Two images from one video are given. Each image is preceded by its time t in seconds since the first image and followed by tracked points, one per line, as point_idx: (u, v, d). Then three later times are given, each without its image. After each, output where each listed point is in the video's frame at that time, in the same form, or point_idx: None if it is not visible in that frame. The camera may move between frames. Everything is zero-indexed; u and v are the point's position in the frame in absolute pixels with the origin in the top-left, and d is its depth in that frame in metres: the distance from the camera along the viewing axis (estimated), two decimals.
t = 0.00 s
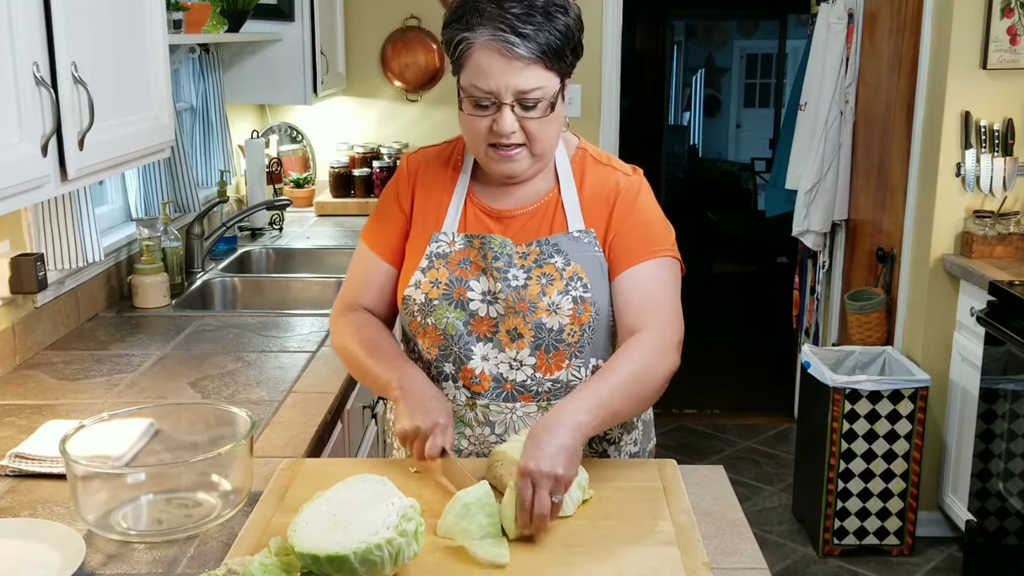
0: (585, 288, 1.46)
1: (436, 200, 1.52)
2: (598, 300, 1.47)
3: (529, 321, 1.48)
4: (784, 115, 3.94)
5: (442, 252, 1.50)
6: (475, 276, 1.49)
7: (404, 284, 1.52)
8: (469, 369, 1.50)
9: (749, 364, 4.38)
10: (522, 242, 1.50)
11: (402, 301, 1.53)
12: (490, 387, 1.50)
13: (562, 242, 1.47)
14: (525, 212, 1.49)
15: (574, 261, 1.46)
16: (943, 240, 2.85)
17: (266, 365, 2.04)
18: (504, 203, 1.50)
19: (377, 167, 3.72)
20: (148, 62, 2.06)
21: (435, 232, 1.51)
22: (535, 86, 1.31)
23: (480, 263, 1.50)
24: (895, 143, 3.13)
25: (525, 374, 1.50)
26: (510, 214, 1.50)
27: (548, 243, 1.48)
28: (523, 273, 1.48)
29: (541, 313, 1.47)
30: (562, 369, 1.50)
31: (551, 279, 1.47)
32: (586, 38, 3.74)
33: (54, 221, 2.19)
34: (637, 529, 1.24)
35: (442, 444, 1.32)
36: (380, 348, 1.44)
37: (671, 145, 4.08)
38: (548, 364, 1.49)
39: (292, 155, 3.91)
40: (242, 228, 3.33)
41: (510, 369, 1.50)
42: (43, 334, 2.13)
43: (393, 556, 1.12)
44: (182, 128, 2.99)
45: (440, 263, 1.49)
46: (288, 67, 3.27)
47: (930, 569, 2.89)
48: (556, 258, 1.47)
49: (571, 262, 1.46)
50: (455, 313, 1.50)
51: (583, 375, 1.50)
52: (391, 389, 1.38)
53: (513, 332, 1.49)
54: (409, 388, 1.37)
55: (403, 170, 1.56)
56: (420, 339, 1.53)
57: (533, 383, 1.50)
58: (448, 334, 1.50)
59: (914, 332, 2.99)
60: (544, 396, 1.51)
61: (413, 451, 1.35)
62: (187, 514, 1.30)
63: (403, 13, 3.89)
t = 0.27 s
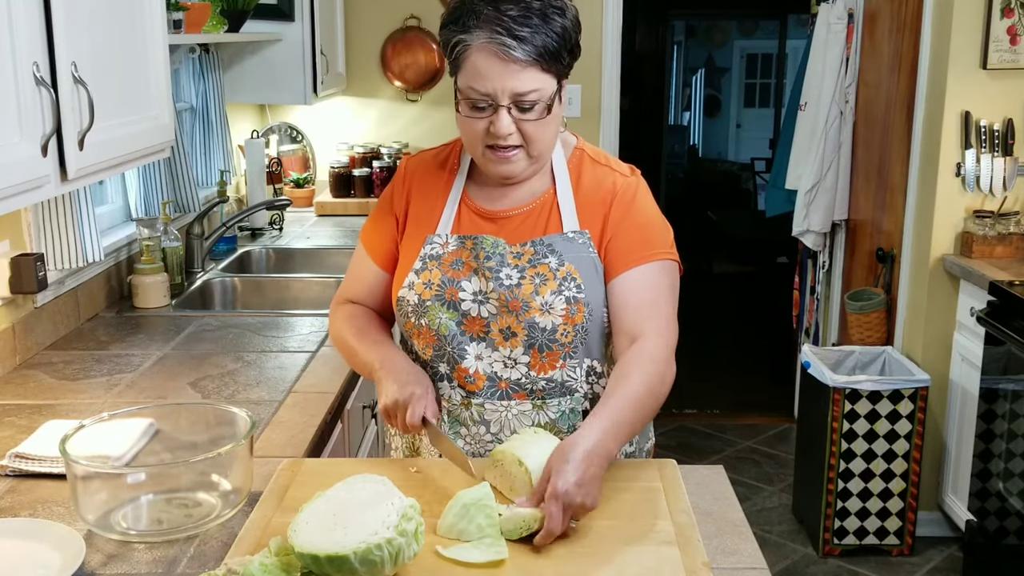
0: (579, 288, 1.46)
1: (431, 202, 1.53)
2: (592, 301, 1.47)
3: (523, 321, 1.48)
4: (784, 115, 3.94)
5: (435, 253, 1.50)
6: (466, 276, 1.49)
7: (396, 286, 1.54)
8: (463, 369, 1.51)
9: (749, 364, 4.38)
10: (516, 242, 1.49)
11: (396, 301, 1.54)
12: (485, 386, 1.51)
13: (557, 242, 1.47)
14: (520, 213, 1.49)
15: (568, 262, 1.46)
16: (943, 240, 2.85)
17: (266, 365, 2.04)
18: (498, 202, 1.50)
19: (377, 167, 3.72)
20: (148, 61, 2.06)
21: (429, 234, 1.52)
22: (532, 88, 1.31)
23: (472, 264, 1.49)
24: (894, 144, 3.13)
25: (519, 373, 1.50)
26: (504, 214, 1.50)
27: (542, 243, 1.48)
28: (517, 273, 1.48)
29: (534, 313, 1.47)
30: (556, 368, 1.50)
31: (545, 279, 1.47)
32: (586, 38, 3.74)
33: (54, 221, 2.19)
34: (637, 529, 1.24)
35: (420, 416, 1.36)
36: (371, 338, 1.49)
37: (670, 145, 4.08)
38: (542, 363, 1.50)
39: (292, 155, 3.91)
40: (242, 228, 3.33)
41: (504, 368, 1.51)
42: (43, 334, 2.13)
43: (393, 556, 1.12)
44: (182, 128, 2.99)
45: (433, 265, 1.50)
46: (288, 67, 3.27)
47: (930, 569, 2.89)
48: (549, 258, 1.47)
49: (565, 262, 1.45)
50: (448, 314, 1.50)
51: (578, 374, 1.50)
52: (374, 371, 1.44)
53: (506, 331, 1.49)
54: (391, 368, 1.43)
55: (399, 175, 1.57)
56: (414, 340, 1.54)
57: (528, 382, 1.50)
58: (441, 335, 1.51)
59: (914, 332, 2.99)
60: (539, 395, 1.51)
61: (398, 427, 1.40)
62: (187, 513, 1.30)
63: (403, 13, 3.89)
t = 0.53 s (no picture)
0: (583, 286, 1.46)
1: (433, 201, 1.53)
2: (595, 299, 1.47)
3: (526, 318, 1.48)
4: (784, 115, 3.94)
5: (437, 252, 1.50)
6: (468, 274, 1.49)
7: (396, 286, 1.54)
8: (464, 367, 1.51)
9: (749, 364, 4.38)
10: (519, 239, 1.49)
11: (397, 300, 1.54)
12: (486, 384, 1.51)
13: (560, 241, 1.47)
14: (522, 210, 1.49)
15: (571, 260, 1.46)
16: (943, 240, 2.85)
17: (266, 365, 2.04)
18: (499, 200, 1.50)
19: (377, 167, 3.72)
20: (148, 61, 2.06)
21: (430, 233, 1.52)
22: (536, 91, 1.31)
23: (474, 262, 1.49)
24: (894, 144, 3.13)
25: (521, 370, 1.50)
26: (506, 212, 1.50)
27: (546, 241, 1.48)
28: (520, 270, 1.47)
29: (538, 310, 1.47)
30: (558, 366, 1.49)
31: (548, 277, 1.47)
32: (586, 38, 3.74)
33: (54, 221, 2.19)
34: (637, 529, 1.24)
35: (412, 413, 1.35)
36: (370, 336, 1.50)
37: (670, 145, 4.08)
38: (544, 361, 1.49)
39: (292, 155, 3.91)
40: (242, 228, 3.33)
41: (506, 366, 1.50)
42: (42, 334, 2.13)
43: (393, 556, 1.12)
44: (182, 128, 2.99)
45: (434, 263, 1.50)
46: (288, 67, 3.26)
47: (930, 569, 2.89)
48: (553, 256, 1.47)
49: (569, 260, 1.46)
50: (449, 312, 1.50)
51: (579, 372, 1.50)
52: (368, 370, 1.44)
53: (509, 328, 1.49)
54: (385, 366, 1.43)
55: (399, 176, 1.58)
56: (415, 338, 1.54)
57: (529, 379, 1.50)
58: (443, 332, 1.50)
59: (914, 332, 2.99)
60: (541, 393, 1.51)
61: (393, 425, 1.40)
62: (187, 514, 1.30)
63: (403, 13, 3.89)
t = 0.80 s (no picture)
0: (591, 283, 1.47)
1: (433, 202, 1.54)
2: (603, 297, 1.48)
3: (534, 315, 1.48)
4: (784, 115, 3.93)
5: (441, 252, 1.51)
6: (474, 273, 1.49)
7: (398, 288, 1.54)
8: (470, 366, 1.50)
9: (749, 364, 4.38)
10: (525, 238, 1.50)
11: (400, 301, 1.54)
12: (493, 382, 1.50)
13: (567, 240, 1.48)
14: (527, 209, 1.50)
15: (579, 258, 1.47)
16: (943, 240, 2.85)
17: (266, 365, 2.04)
18: (503, 201, 1.51)
19: (377, 167, 3.72)
20: (148, 61, 2.06)
21: (433, 234, 1.52)
22: (538, 96, 1.31)
23: (479, 261, 1.49)
24: (895, 144, 3.13)
25: (528, 368, 1.49)
26: (510, 211, 1.50)
27: (552, 240, 1.48)
28: (527, 268, 1.48)
29: (546, 308, 1.48)
30: (565, 363, 1.50)
31: (556, 275, 1.47)
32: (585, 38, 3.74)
33: (54, 221, 2.19)
34: (637, 529, 1.24)
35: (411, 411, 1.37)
36: (365, 334, 1.51)
37: (671, 145, 4.08)
38: (551, 358, 1.49)
39: (292, 155, 3.91)
40: (242, 228, 3.33)
41: (512, 364, 1.50)
42: (43, 334, 2.13)
43: (393, 556, 1.12)
44: (181, 128, 2.99)
45: (439, 263, 1.50)
46: (288, 67, 3.26)
47: (930, 569, 2.89)
48: (560, 254, 1.48)
49: (577, 259, 1.47)
50: (455, 311, 1.50)
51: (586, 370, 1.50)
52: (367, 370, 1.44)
53: (516, 326, 1.49)
54: (383, 365, 1.44)
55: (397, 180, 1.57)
56: (420, 338, 1.53)
57: (536, 377, 1.50)
58: (448, 332, 1.50)
59: (914, 332, 2.99)
60: (547, 391, 1.50)
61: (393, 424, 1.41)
62: (187, 514, 1.30)
63: (403, 13, 3.89)
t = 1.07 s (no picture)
0: (593, 281, 1.48)
1: (435, 199, 1.53)
2: (606, 294, 1.48)
3: (538, 313, 1.49)
4: (783, 115, 3.93)
5: (444, 250, 1.51)
6: (477, 271, 1.49)
7: (401, 286, 1.54)
8: (473, 364, 1.51)
9: (750, 364, 4.38)
10: (528, 236, 1.50)
11: (402, 300, 1.53)
12: (496, 379, 1.50)
13: (569, 238, 1.48)
14: (530, 207, 1.50)
15: (581, 256, 1.48)
16: (943, 240, 2.85)
17: (266, 365, 2.04)
18: (505, 199, 1.51)
19: (377, 167, 3.72)
20: (148, 60, 2.06)
21: (435, 232, 1.52)
22: (543, 94, 1.32)
23: (482, 259, 1.50)
24: (894, 144, 3.13)
25: (531, 365, 1.50)
26: (513, 209, 1.51)
27: (555, 238, 1.49)
28: (530, 266, 1.48)
29: (549, 305, 1.48)
30: (568, 360, 1.50)
31: (559, 273, 1.48)
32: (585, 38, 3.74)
33: (54, 221, 2.19)
34: (637, 529, 1.24)
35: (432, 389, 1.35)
36: (369, 324, 1.49)
37: (670, 145, 4.08)
38: (554, 355, 1.49)
39: (292, 155, 3.90)
40: (242, 228, 3.33)
41: (515, 361, 1.50)
42: (43, 334, 2.13)
43: (393, 556, 1.12)
44: (181, 128, 2.99)
45: (441, 261, 1.50)
46: (288, 67, 3.26)
47: (930, 569, 2.89)
48: (563, 252, 1.48)
49: (579, 257, 1.48)
50: (458, 309, 1.50)
51: (589, 367, 1.51)
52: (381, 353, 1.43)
53: (520, 324, 1.49)
54: (396, 349, 1.42)
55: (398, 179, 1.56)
56: (421, 337, 1.53)
57: (539, 374, 1.50)
58: (451, 330, 1.50)
59: (914, 332, 2.99)
60: (550, 388, 1.50)
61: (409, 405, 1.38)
62: (187, 514, 1.30)
63: (403, 13, 3.90)
